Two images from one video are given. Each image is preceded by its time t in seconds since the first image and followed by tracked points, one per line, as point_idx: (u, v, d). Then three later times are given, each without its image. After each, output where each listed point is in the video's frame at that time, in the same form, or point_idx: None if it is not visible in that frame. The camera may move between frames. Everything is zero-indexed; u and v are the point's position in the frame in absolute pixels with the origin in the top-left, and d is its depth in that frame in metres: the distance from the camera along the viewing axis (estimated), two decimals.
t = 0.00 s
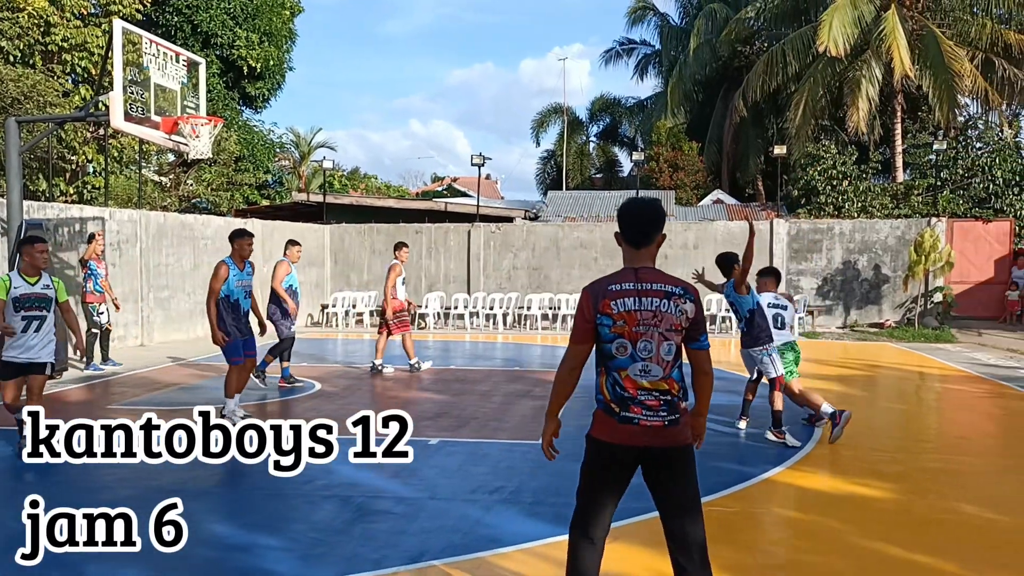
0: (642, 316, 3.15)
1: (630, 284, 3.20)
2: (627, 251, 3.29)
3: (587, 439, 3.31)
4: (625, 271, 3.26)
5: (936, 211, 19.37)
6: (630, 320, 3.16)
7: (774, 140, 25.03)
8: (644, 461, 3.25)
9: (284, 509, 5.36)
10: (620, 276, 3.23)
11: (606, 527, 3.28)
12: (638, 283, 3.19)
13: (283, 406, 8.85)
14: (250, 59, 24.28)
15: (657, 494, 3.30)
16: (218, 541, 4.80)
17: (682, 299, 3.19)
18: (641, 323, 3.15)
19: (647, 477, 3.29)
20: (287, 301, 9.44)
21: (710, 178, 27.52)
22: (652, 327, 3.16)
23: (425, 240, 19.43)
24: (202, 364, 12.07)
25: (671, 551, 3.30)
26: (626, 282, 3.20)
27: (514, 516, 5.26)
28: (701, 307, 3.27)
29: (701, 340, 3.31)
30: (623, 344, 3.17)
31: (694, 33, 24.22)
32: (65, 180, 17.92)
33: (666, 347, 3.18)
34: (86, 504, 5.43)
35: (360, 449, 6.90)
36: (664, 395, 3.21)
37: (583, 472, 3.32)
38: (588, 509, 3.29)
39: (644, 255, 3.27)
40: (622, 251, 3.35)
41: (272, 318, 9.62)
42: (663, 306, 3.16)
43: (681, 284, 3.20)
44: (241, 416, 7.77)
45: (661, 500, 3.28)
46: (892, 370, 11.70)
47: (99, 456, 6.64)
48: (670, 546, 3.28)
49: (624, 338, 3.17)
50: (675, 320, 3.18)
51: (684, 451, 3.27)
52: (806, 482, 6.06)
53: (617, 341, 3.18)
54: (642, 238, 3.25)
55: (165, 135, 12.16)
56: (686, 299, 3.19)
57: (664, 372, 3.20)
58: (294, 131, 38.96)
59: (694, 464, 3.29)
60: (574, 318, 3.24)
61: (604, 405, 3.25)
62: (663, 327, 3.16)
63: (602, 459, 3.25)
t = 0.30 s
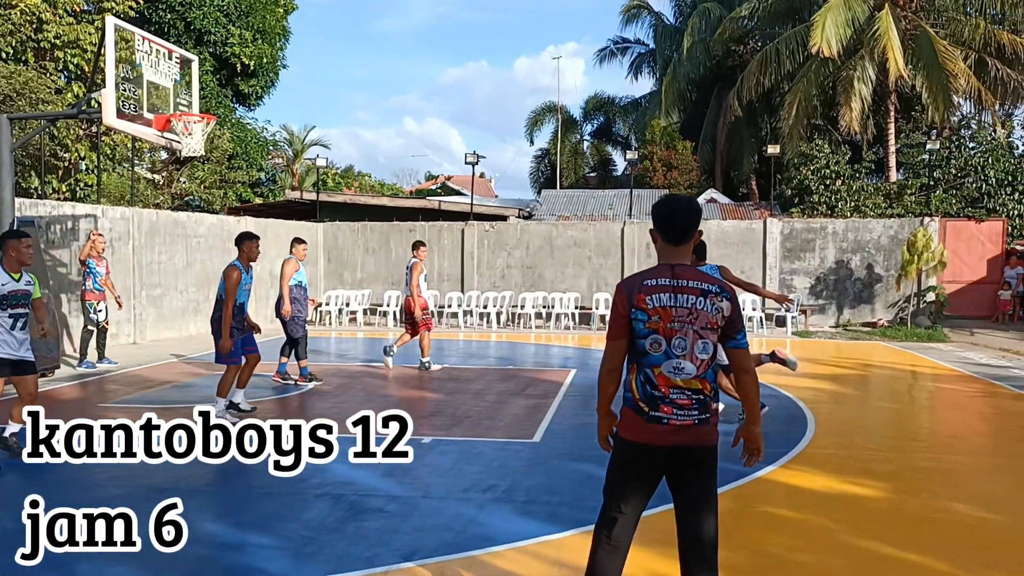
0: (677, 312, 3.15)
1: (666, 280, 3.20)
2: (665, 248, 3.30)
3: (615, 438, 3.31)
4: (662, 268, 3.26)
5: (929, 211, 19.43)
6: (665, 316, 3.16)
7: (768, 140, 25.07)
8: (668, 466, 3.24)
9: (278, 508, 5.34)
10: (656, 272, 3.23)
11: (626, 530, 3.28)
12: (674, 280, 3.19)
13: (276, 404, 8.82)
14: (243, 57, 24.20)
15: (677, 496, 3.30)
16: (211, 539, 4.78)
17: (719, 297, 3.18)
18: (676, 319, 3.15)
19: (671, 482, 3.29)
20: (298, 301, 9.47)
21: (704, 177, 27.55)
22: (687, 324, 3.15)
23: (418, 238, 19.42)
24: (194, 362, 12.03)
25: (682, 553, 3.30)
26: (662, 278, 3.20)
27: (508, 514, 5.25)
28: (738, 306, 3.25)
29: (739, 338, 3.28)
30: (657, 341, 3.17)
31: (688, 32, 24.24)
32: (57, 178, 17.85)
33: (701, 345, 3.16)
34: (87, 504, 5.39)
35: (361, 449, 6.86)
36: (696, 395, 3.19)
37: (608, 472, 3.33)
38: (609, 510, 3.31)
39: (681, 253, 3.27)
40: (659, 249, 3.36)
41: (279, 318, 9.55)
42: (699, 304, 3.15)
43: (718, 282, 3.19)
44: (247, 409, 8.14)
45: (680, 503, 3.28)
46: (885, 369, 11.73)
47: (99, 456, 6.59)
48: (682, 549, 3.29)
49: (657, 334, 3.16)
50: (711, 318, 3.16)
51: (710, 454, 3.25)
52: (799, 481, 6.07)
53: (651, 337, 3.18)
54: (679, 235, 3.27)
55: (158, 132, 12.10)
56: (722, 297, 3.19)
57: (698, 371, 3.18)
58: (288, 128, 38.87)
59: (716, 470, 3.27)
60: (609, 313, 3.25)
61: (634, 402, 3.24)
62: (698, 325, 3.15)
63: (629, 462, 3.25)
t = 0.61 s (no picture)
0: (691, 312, 3.14)
1: (679, 279, 3.18)
2: (675, 248, 3.29)
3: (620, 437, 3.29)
4: (673, 266, 3.25)
5: (925, 209, 19.44)
6: (679, 315, 3.14)
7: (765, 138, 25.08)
8: (673, 466, 3.22)
9: (275, 506, 5.33)
10: (668, 271, 3.21)
11: (630, 531, 3.27)
12: (687, 279, 3.17)
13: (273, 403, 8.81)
14: (239, 55, 24.16)
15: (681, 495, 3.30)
16: (208, 537, 4.77)
17: (731, 297, 3.19)
18: (690, 319, 3.13)
19: (675, 483, 3.27)
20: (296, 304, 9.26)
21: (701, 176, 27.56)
22: (701, 324, 3.14)
23: (415, 237, 19.40)
24: (191, 361, 12.02)
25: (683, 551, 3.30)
26: (676, 277, 3.18)
27: (505, 513, 5.25)
28: (748, 306, 3.27)
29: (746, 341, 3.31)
30: (670, 340, 3.14)
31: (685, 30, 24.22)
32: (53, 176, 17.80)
33: (713, 345, 3.16)
34: (85, 503, 5.37)
35: (361, 449, 6.84)
36: (706, 395, 3.18)
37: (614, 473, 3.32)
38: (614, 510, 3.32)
39: (693, 251, 3.28)
40: (668, 247, 3.35)
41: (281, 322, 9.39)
42: (713, 304, 3.16)
43: (730, 281, 3.21)
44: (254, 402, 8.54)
45: (681, 503, 3.28)
46: (881, 368, 11.75)
47: (99, 456, 6.57)
48: (683, 549, 3.29)
49: (671, 333, 3.14)
50: (724, 318, 3.17)
51: (715, 449, 3.24)
52: (796, 480, 6.07)
53: (664, 336, 3.15)
54: (691, 235, 3.26)
55: (154, 130, 12.07)
56: (734, 297, 3.20)
57: (710, 371, 3.17)
58: (284, 127, 38.81)
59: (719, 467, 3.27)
60: (620, 311, 3.20)
61: (643, 402, 3.21)
62: (711, 325, 3.15)
63: (635, 462, 3.23)
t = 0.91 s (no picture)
0: (696, 310, 3.15)
1: (684, 277, 3.19)
2: (677, 247, 3.29)
3: (622, 433, 3.29)
4: (677, 265, 3.25)
5: (927, 207, 19.44)
6: (683, 313, 3.15)
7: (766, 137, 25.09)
8: (675, 466, 3.23)
9: (277, 506, 5.33)
10: (672, 269, 3.21)
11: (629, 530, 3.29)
12: (692, 277, 3.18)
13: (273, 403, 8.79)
14: (240, 55, 24.15)
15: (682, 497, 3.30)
16: (209, 537, 4.77)
17: (733, 296, 3.22)
18: (694, 317, 3.14)
19: (677, 483, 3.28)
20: (292, 307, 9.03)
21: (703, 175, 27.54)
22: (706, 322, 3.16)
23: (416, 236, 19.41)
24: (192, 360, 12.03)
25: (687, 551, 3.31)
26: (681, 275, 3.19)
27: (506, 512, 5.25)
28: (748, 305, 3.31)
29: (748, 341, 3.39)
30: (676, 338, 3.15)
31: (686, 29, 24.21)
32: (55, 176, 17.81)
33: (717, 343, 3.18)
34: (86, 503, 5.37)
35: (361, 449, 6.83)
36: (710, 393, 3.19)
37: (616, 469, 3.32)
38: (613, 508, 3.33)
39: (696, 251, 3.28)
40: (670, 246, 3.36)
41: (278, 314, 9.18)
42: (717, 302, 3.18)
43: (733, 280, 3.23)
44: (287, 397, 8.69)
45: (682, 503, 3.29)
46: (883, 366, 11.74)
47: (99, 456, 6.57)
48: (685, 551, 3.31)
49: (676, 331, 3.15)
50: (728, 317, 3.19)
51: (717, 455, 3.24)
52: (798, 479, 6.06)
53: (669, 334, 3.15)
54: (696, 234, 3.26)
55: (155, 130, 12.07)
56: (736, 296, 3.23)
57: (714, 369, 3.19)
58: (285, 126, 38.82)
59: (720, 472, 3.27)
60: (626, 308, 3.18)
61: (646, 400, 3.21)
62: (716, 323, 3.17)
63: (639, 460, 3.23)
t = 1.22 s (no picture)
0: (690, 313, 3.27)
1: (675, 282, 3.29)
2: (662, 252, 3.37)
3: (613, 432, 3.41)
4: (665, 269, 3.34)
5: (935, 208, 19.36)
6: (679, 316, 3.26)
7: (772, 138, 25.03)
8: (667, 464, 3.37)
9: (284, 507, 5.34)
10: (662, 274, 3.30)
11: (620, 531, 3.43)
12: (682, 281, 3.30)
13: (280, 405, 8.81)
14: (247, 58, 24.21)
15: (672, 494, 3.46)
16: (217, 538, 4.79)
17: (717, 294, 3.38)
18: (689, 319, 3.27)
19: (667, 481, 3.42)
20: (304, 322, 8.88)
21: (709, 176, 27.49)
22: (699, 322, 3.29)
23: (423, 238, 19.42)
24: (199, 363, 12.07)
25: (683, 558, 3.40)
26: (672, 279, 3.29)
27: (513, 514, 5.25)
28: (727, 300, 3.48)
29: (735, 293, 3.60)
30: (671, 339, 3.27)
31: (692, 30, 24.20)
32: (64, 180, 17.91)
33: (707, 340, 3.33)
34: (94, 504, 5.39)
35: (365, 450, 6.84)
36: (701, 386, 3.36)
37: (607, 467, 3.44)
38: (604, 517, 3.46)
39: (681, 258, 3.39)
40: (653, 251, 3.44)
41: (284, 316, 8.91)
42: (706, 303, 3.32)
43: (716, 279, 3.38)
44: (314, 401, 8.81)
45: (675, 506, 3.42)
46: (891, 368, 11.71)
47: (106, 457, 6.61)
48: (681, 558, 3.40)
49: (672, 333, 3.26)
50: (715, 315, 3.35)
51: (707, 451, 3.40)
52: (806, 481, 6.05)
53: (666, 336, 3.26)
54: (682, 238, 3.35)
55: (163, 133, 12.11)
56: (719, 294, 3.39)
57: (705, 363, 3.35)
58: (292, 129, 38.91)
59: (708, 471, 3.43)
60: (621, 314, 3.24)
61: (642, 400, 3.31)
62: (707, 322, 3.32)
63: (631, 458, 3.35)
